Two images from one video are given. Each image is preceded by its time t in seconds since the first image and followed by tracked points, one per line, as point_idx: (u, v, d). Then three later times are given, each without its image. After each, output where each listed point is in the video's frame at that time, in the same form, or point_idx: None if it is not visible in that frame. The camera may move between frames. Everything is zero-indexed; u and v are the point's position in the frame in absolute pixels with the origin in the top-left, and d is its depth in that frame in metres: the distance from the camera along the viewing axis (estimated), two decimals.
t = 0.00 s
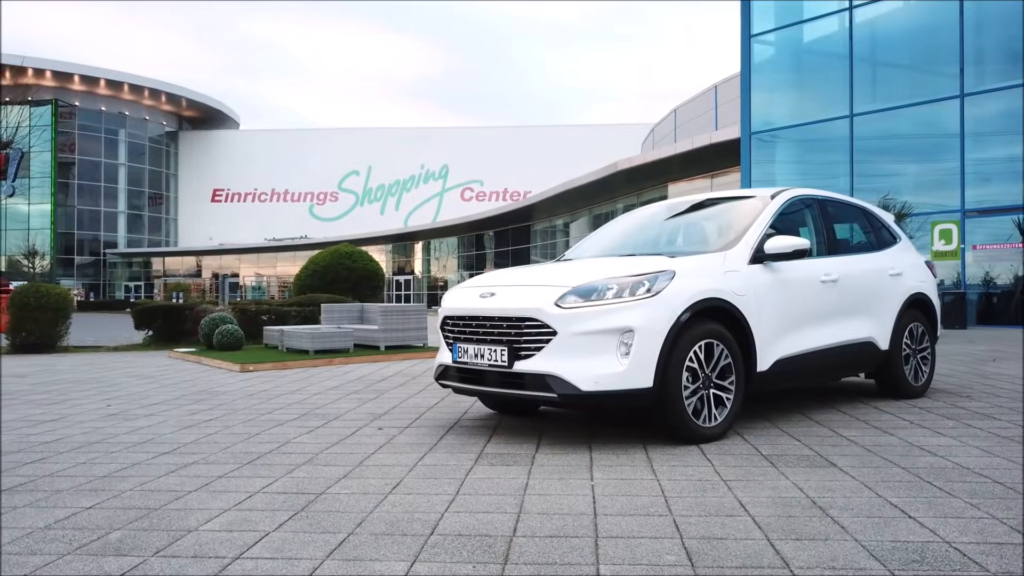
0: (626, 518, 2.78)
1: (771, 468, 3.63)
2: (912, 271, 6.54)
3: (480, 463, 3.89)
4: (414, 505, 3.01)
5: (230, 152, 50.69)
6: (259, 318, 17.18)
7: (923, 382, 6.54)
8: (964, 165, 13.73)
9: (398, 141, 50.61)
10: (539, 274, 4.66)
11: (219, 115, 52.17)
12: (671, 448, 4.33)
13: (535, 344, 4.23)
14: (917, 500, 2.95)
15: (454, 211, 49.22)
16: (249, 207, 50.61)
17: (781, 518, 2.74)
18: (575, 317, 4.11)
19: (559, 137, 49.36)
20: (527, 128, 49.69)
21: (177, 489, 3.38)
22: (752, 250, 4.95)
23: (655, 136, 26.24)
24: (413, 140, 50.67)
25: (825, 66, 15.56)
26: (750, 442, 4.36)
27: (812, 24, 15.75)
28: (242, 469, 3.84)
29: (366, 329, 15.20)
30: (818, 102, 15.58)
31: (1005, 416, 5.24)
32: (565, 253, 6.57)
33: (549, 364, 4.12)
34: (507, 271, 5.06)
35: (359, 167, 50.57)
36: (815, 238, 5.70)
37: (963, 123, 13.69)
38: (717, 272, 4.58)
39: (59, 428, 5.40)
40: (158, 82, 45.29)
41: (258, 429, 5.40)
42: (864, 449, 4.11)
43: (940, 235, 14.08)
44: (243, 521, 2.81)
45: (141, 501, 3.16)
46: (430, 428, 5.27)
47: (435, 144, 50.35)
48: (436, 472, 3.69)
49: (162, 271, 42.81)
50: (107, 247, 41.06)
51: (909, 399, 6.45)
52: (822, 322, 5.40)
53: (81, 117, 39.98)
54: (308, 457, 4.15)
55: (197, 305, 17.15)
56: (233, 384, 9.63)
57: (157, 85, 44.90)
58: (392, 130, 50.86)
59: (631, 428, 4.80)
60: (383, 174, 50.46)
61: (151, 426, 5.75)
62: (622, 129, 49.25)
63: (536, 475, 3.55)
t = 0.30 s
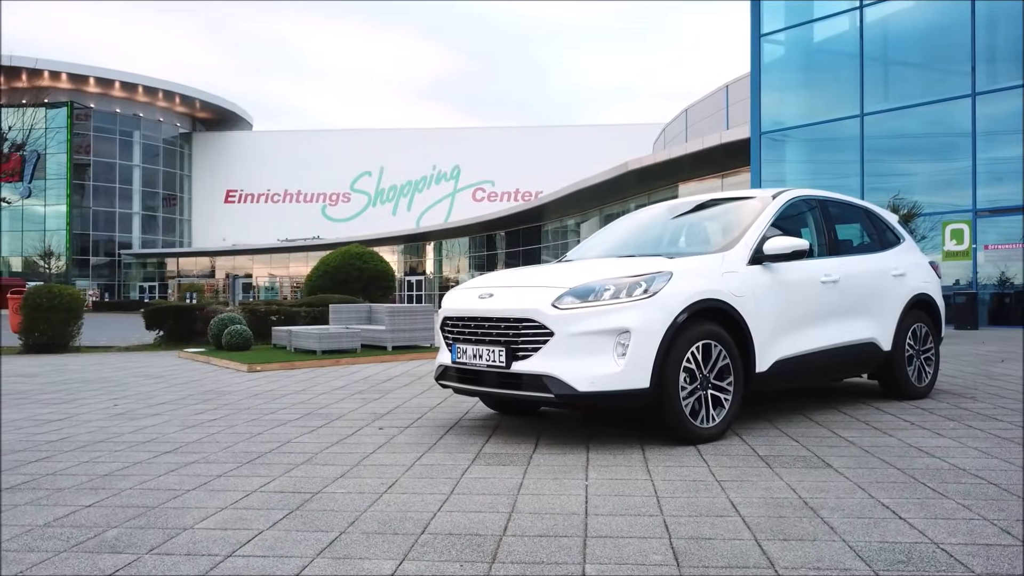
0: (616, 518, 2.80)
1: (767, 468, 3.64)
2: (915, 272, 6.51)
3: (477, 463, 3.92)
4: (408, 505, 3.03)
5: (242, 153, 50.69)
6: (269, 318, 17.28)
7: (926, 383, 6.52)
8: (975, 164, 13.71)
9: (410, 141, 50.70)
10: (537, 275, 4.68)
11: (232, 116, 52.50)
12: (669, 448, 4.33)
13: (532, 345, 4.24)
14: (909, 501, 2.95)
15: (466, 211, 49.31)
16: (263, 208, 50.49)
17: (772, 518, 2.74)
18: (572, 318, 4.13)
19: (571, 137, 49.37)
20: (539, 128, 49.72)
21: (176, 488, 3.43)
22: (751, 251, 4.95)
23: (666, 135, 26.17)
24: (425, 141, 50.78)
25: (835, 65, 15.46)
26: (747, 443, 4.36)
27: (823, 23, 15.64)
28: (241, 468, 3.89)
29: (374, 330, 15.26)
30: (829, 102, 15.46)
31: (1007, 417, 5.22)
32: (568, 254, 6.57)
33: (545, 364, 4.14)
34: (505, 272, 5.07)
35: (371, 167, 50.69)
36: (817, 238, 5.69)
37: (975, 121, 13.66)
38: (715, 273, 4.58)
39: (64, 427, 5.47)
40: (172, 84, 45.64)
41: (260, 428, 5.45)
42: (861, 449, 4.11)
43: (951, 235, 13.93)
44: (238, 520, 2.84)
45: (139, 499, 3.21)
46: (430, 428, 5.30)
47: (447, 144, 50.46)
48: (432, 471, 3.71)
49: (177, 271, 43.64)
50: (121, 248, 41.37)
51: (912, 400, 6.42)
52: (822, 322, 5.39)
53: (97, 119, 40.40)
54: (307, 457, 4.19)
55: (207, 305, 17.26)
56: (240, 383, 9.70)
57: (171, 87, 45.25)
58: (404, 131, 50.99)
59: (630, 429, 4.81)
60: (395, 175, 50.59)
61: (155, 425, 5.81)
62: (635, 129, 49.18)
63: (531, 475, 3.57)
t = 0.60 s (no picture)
0: (608, 517, 2.81)
1: (763, 468, 3.64)
2: (919, 273, 6.49)
3: (474, 463, 3.94)
4: (404, 504, 3.06)
5: (255, 154, 50.96)
6: (278, 318, 17.42)
7: (930, 384, 6.50)
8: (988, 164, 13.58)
9: (422, 142, 50.81)
10: (536, 275, 4.70)
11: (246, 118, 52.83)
12: (667, 448, 4.34)
13: (531, 345, 4.26)
14: (902, 502, 2.95)
15: (478, 211, 49.39)
16: (276, 209, 50.63)
17: (763, 518, 2.75)
18: (570, 318, 4.14)
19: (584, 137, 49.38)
20: (552, 129, 49.77)
21: (176, 486, 3.47)
22: (751, 251, 4.94)
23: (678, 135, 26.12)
24: (436, 141, 50.90)
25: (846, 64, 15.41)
26: (746, 443, 4.36)
27: (834, 23, 15.60)
28: (241, 467, 3.93)
29: (382, 330, 15.32)
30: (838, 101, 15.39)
31: (1010, 418, 5.20)
32: (570, 254, 6.57)
33: (543, 365, 4.15)
34: (505, 272, 5.09)
35: (383, 168, 50.84)
36: (819, 239, 5.68)
37: (989, 120, 13.53)
38: (715, 274, 4.58)
39: (70, 426, 5.54)
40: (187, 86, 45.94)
41: (263, 428, 5.50)
42: (860, 450, 4.11)
43: (963, 235, 13.81)
44: (234, 518, 2.88)
45: (139, 497, 3.25)
46: (431, 427, 5.33)
47: (459, 144, 50.55)
48: (429, 471, 3.74)
49: (190, 272, 44.09)
50: (136, 249, 41.43)
51: (916, 401, 6.41)
52: (825, 323, 5.37)
53: (111, 121, 40.76)
54: (307, 456, 4.22)
55: (217, 306, 17.39)
56: (247, 384, 9.77)
57: (186, 88, 45.55)
58: (415, 132, 51.14)
59: (630, 429, 4.81)
60: (407, 176, 50.73)
61: (160, 425, 5.87)
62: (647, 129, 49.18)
63: (527, 474, 3.58)
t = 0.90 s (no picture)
0: (599, 516, 2.82)
1: (759, 468, 3.64)
2: (923, 272, 6.45)
3: (471, 461, 3.95)
4: (397, 502, 3.09)
5: (267, 154, 51.21)
6: (287, 318, 17.51)
7: (934, 384, 6.47)
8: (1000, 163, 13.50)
9: (434, 142, 50.87)
10: (534, 275, 4.71)
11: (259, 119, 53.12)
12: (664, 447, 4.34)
13: (528, 345, 4.27)
14: (895, 501, 2.94)
15: (490, 211, 49.43)
16: (288, 209, 50.85)
17: (754, 517, 2.76)
18: (566, 318, 4.15)
19: (596, 137, 49.35)
20: (564, 129, 49.75)
21: (174, 484, 3.51)
22: (750, 251, 4.94)
23: (690, 135, 26.07)
24: (448, 141, 50.97)
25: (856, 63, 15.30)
26: (743, 443, 4.35)
27: (844, 21, 15.48)
28: (239, 465, 3.97)
29: (390, 330, 15.36)
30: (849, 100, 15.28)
31: (1012, 419, 5.17)
32: (574, 254, 6.55)
33: (540, 364, 4.17)
34: (505, 272, 5.11)
35: (396, 168, 50.96)
36: (822, 238, 5.66)
37: (1001, 118, 13.42)
38: (713, 273, 4.58)
39: (75, 425, 5.60)
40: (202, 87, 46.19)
41: (265, 426, 5.54)
42: (858, 450, 4.10)
43: (975, 234, 13.70)
44: (229, 515, 2.91)
45: (137, 494, 3.30)
46: (431, 426, 5.35)
47: (471, 144, 50.61)
48: (425, 470, 3.76)
49: (204, 272, 44.26)
50: (151, 249, 41.55)
51: (919, 401, 6.38)
52: (825, 323, 5.35)
53: (127, 122, 41.07)
54: (306, 454, 4.26)
55: (226, 306, 17.50)
56: (253, 383, 9.83)
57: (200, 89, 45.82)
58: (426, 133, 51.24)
59: (629, 429, 4.81)
60: (419, 176, 50.83)
61: (164, 423, 5.93)
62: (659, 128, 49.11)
63: (523, 473, 3.59)
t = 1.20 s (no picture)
0: (588, 514, 2.83)
1: (751, 467, 3.63)
2: (926, 272, 6.41)
3: (465, 460, 3.97)
4: (389, 500, 3.10)
5: (280, 155, 51.42)
6: (296, 317, 17.58)
7: (937, 384, 6.43)
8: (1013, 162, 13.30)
9: (446, 142, 50.95)
10: (531, 275, 4.72)
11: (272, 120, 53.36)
12: (660, 447, 4.33)
13: (523, 344, 4.28)
14: (885, 501, 2.93)
15: (502, 212, 49.47)
16: (299, 210, 51.07)
17: (742, 517, 2.75)
18: (561, 317, 4.16)
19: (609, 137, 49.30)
20: (577, 129, 49.69)
21: (170, 482, 3.55)
22: (748, 251, 4.92)
23: (702, 134, 25.98)
24: (460, 142, 51.01)
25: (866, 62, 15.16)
26: (739, 443, 4.35)
27: (854, 20, 15.35)
28: (236, 463, 4.00)
29: (397, 329, 15.40)
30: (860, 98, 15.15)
31: (1013, 419, 5.14)
32: (574, 254, 6.53)
33: (534, 363, 4.18)
34: (503, 272, 5.12)
35: (408, 169, 51.06)
36: (822, 238, 5.64)
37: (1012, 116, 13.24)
38: (709, 273, 4.57)
39: (78, 423, 5.66)
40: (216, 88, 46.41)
41: (265, 425, 5.59)
42: (853, 450, 4.08)
43: (988, 233, 13.61)
44: (221, 512, 2.94)
45: (133, 491, 3.33)
46: (430, 425, 5.38)
47: (483, 145, 50.65)
48: (419, 468, 3.78)
49: (218, 272, 44.92)
50: (165, 249, 41.77)
51: (922, 401, 6.34)
52: (825, 323, 5.33)
53: (142, 124, 41.36)
54: (303, 452, 4.29)
55: (236, 306, 17.61)
56: (259, 382, 9.88)
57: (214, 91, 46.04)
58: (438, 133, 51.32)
59: (626, 429, 4.81)
60: (431, 177, 50.91)
61: (167, 422, 5.98)
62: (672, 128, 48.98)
63: (515, 472, 3.60)
